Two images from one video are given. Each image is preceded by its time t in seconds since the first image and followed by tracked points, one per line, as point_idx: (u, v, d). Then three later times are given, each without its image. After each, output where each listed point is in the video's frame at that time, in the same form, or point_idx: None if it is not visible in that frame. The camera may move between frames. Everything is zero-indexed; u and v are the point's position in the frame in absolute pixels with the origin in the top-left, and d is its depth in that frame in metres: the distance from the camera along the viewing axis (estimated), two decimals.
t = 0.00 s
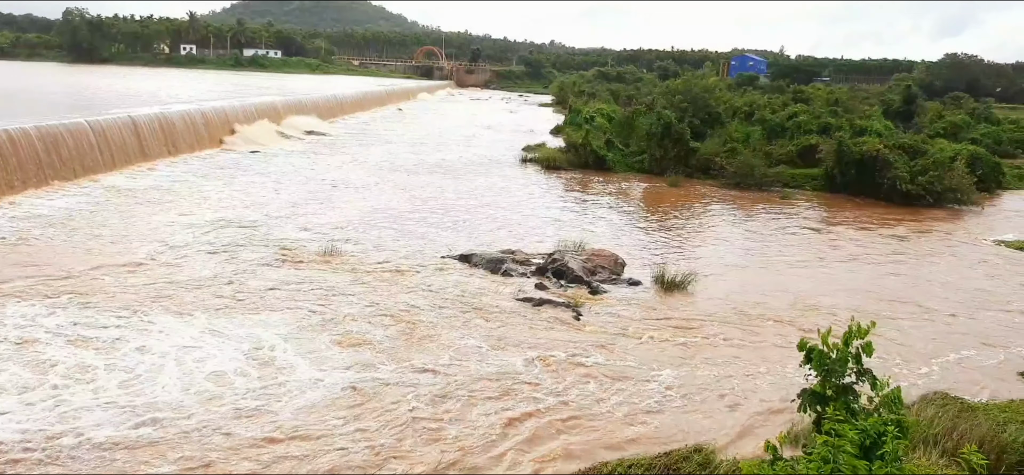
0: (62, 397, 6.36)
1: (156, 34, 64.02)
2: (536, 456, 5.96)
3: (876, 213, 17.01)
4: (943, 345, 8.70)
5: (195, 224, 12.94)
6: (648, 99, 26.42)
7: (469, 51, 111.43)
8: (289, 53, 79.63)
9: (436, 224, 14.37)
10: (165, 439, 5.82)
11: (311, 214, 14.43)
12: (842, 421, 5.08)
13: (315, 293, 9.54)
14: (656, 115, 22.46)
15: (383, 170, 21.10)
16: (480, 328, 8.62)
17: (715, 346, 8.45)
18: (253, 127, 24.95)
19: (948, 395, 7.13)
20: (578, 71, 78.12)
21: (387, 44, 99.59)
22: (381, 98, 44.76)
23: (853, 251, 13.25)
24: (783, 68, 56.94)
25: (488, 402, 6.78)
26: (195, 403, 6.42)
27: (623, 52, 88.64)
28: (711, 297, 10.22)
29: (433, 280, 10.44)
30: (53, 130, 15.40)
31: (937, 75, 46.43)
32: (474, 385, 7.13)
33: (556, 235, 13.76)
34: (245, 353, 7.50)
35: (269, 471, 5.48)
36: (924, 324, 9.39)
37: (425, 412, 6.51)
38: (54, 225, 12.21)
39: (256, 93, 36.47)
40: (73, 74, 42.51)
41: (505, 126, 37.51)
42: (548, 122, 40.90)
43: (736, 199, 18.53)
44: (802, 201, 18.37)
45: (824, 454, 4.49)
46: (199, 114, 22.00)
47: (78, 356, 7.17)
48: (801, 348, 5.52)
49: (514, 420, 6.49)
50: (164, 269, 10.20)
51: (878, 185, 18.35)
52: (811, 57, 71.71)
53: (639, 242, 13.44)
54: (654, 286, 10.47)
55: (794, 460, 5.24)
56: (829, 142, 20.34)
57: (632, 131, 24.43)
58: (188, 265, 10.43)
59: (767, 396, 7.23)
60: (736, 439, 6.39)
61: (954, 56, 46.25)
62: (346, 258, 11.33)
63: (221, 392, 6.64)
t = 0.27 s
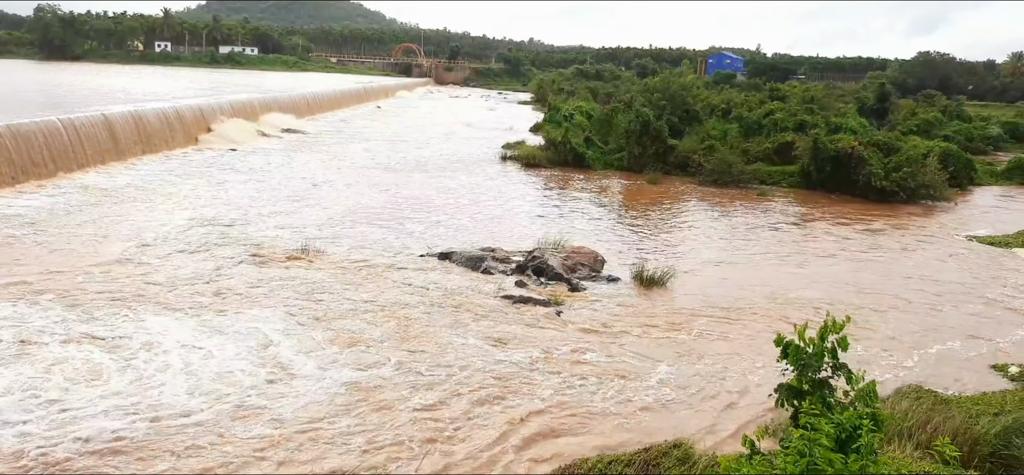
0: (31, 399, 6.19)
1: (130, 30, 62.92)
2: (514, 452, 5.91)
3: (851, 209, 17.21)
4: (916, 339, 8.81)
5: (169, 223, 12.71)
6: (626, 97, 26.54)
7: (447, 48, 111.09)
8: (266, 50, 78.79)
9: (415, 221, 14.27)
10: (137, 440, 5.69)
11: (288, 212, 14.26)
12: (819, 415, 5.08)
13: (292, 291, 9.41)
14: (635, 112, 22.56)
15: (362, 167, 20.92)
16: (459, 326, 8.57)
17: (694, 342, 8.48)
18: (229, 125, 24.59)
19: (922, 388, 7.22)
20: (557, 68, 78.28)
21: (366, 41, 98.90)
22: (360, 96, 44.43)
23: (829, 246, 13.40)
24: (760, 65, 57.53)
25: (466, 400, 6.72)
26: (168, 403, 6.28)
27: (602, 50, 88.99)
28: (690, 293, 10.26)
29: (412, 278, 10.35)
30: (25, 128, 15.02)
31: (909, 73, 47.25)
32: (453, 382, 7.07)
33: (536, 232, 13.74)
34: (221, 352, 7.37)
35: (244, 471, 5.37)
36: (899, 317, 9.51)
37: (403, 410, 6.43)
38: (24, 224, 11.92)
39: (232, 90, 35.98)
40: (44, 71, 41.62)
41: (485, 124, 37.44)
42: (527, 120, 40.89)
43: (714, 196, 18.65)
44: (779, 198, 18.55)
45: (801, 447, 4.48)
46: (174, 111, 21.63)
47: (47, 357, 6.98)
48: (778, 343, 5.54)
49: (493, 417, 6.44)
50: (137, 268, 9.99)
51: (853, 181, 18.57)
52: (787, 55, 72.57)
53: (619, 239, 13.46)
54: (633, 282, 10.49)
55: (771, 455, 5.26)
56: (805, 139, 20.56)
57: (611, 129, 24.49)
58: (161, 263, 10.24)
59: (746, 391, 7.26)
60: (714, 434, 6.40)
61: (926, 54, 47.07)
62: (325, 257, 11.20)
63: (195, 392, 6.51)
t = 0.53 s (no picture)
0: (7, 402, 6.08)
1: (106, 28, 62.00)
2: (498, 450, 5.91)
3: (830, 206, 17.39)
4: (894, 333, 8.93)
5: (148, 222, 12.53)
6: (608, 94, 26.58)
7: (429, 46, 110.72)
8: (246, 48, 77.97)
9: (398, 220, 14.19)
10: (115, 442, 5.61)
11: (269, 211, 14.11)
12: (799, 410, 5.10)
13: (273, 290, 9.32)
14: (617, 110, 22.61)
15: (343, 166, 20.76)
16: (443, 324, 8.53)
17: (676, 338, 8.52)
18: (208, 123, 24.29)
19: (899, 383, 7.31)
20: (540, 66, 78.34)
21: (347, 39, 98.22)
22: (341, 93, 44.13)
23: (808, 242, 13.54)
24: (740, 63, 58.00)
25: (450, 398, 6.70)
26: (147, 404, 6.20)
27: (584, 47, 89.12)
28: (673, 290, 10.31)
29: (394, 276, 10.29)
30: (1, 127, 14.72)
31: (886, 72, 47.91)
32: (436, 381, 7.04)
33: (519, 230, 13.72)
34: (202, 351, 7.28)
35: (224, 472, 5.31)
36: (877, 312, 9.64)
37: (386, 409, 6.40)
38: None
39: (211, 88, 35.54)
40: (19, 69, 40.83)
41: (467, 122, 37.34)
42: (510, 118, 40.85)
43: (695, 194, 18.76)
44: (759, 195, 18.70)
45: (781, 441, 4.52)
46: (153, 109, 21.32)
47: (22, 360, 6.86)
48: (759, 339, 5.58)
49: (476, 415, 6.43)
50: (116, 267, 9.84)
51: (832, 178, 18.78)
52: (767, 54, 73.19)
53: (601, 237, 13.49)
54: (616, 280, 10.51)
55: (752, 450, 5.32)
56: (785, 137, 20.75)
57: (593, 127, 24.53)
58: (139, 263, 10.09)
59: (728, 386, 7.32)
60: (697, 430, 6.44)
61: (904, 52, 47.68)
62: (306, 255, 11.10)
63: (174, 392, 6.42)
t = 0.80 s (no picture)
0: None
1: (79, 25, 60.83)
2: (476, 449, 5.83)
3: (808, 202, 17.54)
4: (871, 327, 8.99)
5: (120, 221, 12.26)
6: (587, 92, 26.57)
7: (408, 43, 110.15)
8: (222, 45, 76.96)
9: (377, 218, 14.04)
10: (83, 446, 5.45)
11: (246, 210, 13.89)
12: (776, 405, 5.04)
13: (249, 289, 9.14)
14: (596, 108, 22.61)
15: (321, 163, 20.53)
16: (422, 322, 8.43)
17: (656, 334, 8.50)
18: (184, 121, 23.87)
19: (876, 377, 7.36)
20: (519, 64, 78.29)
21: (324, 36, 97.37)
22: (319, 91, 43.71)
23: (786, 238, 13.63)
24: (718, 61, 58.46)
25: (428, 397, 6.61)
26: (116, 406, 6.04)
27: (563, 45, 89.15)
28: (652, 287, 10.30)
29: (373, 275, 10.16)
30: None
31: (861, 69, 48.56)
32: (414, 380, 6.94)
33: (500, 228, 13.65)
34: (174, 352, 7.11)
35: None
36: (854, 306, 9.71)
37: (362, 409, 6.29)
38: None
39: (186, 86, 34.99)
40: None
41: (446, 119, 37.17)
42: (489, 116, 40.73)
43: (674, 191, 18.83)
44: (738, 192, 18.82)
45: (759, 436, 4.45)
46: (127, 107, 20.89)
47: None
48: (737, 334, 5.54)
49: (454, 414, 6.34)
50: (86, 267, 9.60)
51: (809, 175, 18.95)
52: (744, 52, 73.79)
53: (581, 234, 13.45)
54: (596, 277, 10.48)
55: (731, 446, 5.24)
56: (762, 134, 20.90)
57: (573, 124, 24.53)
58: (109, 263, 9.85)
59: (707, 381, 7.31)
60: (677, 426, 6.41)
61: (878, 50, 48.32)
62: (283, 254, 10.92)
63: (145, 394, 6.26)
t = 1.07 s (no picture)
0: None
1: (54, 22, 59.78)
2: (459, 447, 5.78)
3: (789, 199, 17.65)
4: (852, 323, 9.04)
5: (96, 220, 12.01)
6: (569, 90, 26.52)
7: (389, 41, 109.63)
8: (201, 43, 76.02)
9: (359, 216, 13.90)
10: (55, 450, 5.31)
11: (226, 208, 13.67)
12: (757, 401, 4.97)
13: (228, 288, 8.99)
14: (578, 106, 22.58)
15: (302, 162, 20.30)
16: (405, 321, 8.35)
17: (639, 331, 8.48)
18: (163, 120, 23.50)
19: (856, 372, 7.39)
20: (502, 62, 78.21)
21: (305, 33, 96.58)
22: (300, 89, 43.31)
23: (767, 235, 13.70)
24: (700, 59, 58.81)
25: (411, 396, 6.54)
26: (89, 409, 5.89)
27: (545, 43, 89.20)
28: (636, 284, 10.28)
29: (355, 273, 10.05)
30: None
31: (841, 68, 49.06)
32: (396, 378, 6.86)
33: (482, 226, 13.57)
34: (151, 353, 6.95)
35: None
36: (835, 302, 9.76)
37: (343, 408, 6.21)
38: None
39: (164, 84, 34.49)
40: None
41: (428, 117, 36.98)
42: (472, 114, 40.61)
43: (656, 189, 18.87)
44: (719, 190, 18.90)
45: (739, 432, 4.36)
46: (105, 106, 20.51)
47: None
48: (718, 332, 5.50)
49: (437, 412, 6.29)
50: (60, 268, 9.38)
51: (789, 172, 19.10)
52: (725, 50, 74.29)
53: (564, 232, 13.42)
54: (579, 275, 10.45)
55: (713, 442, 5.15)
56: (744, 132, 21.00)
57: (555, 122, 24.48)
58: (85, 262, 9.67)
59: (690, 378, 7.30)
60: (660, 423, 6.39)
61: (856, 49, 48.85)
62: (263, 253, 10.75)
63: (120, 396, 6.11)
